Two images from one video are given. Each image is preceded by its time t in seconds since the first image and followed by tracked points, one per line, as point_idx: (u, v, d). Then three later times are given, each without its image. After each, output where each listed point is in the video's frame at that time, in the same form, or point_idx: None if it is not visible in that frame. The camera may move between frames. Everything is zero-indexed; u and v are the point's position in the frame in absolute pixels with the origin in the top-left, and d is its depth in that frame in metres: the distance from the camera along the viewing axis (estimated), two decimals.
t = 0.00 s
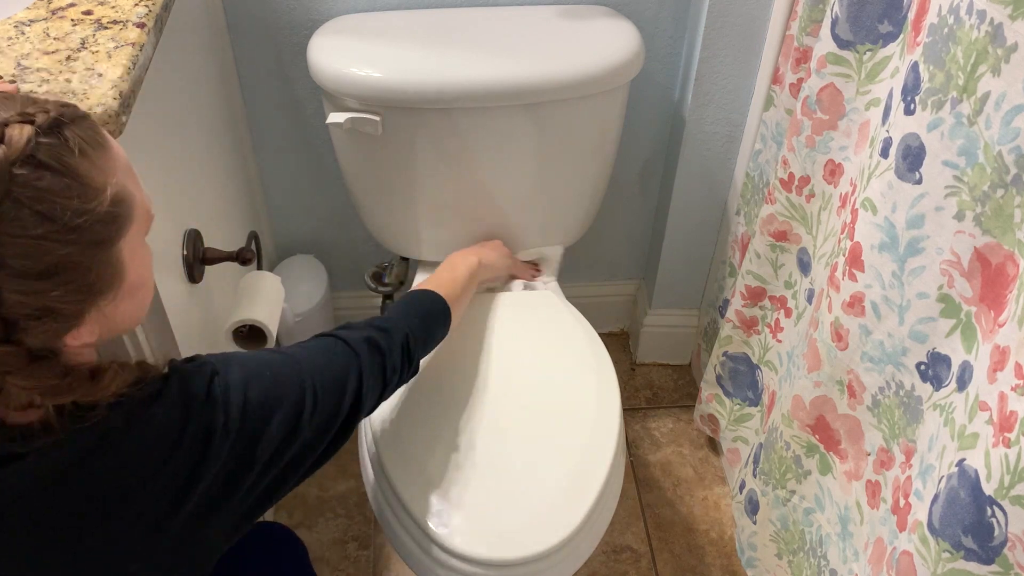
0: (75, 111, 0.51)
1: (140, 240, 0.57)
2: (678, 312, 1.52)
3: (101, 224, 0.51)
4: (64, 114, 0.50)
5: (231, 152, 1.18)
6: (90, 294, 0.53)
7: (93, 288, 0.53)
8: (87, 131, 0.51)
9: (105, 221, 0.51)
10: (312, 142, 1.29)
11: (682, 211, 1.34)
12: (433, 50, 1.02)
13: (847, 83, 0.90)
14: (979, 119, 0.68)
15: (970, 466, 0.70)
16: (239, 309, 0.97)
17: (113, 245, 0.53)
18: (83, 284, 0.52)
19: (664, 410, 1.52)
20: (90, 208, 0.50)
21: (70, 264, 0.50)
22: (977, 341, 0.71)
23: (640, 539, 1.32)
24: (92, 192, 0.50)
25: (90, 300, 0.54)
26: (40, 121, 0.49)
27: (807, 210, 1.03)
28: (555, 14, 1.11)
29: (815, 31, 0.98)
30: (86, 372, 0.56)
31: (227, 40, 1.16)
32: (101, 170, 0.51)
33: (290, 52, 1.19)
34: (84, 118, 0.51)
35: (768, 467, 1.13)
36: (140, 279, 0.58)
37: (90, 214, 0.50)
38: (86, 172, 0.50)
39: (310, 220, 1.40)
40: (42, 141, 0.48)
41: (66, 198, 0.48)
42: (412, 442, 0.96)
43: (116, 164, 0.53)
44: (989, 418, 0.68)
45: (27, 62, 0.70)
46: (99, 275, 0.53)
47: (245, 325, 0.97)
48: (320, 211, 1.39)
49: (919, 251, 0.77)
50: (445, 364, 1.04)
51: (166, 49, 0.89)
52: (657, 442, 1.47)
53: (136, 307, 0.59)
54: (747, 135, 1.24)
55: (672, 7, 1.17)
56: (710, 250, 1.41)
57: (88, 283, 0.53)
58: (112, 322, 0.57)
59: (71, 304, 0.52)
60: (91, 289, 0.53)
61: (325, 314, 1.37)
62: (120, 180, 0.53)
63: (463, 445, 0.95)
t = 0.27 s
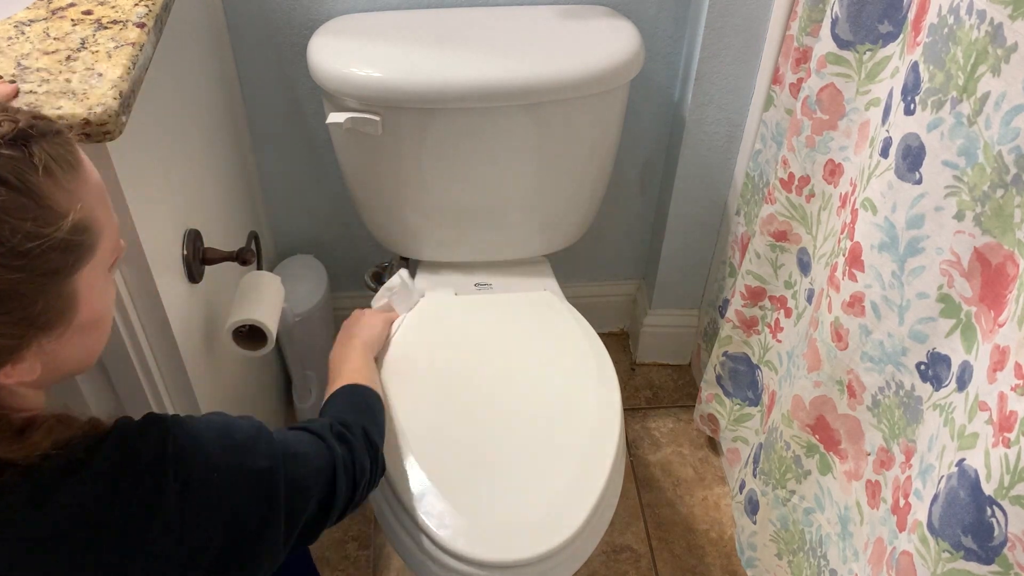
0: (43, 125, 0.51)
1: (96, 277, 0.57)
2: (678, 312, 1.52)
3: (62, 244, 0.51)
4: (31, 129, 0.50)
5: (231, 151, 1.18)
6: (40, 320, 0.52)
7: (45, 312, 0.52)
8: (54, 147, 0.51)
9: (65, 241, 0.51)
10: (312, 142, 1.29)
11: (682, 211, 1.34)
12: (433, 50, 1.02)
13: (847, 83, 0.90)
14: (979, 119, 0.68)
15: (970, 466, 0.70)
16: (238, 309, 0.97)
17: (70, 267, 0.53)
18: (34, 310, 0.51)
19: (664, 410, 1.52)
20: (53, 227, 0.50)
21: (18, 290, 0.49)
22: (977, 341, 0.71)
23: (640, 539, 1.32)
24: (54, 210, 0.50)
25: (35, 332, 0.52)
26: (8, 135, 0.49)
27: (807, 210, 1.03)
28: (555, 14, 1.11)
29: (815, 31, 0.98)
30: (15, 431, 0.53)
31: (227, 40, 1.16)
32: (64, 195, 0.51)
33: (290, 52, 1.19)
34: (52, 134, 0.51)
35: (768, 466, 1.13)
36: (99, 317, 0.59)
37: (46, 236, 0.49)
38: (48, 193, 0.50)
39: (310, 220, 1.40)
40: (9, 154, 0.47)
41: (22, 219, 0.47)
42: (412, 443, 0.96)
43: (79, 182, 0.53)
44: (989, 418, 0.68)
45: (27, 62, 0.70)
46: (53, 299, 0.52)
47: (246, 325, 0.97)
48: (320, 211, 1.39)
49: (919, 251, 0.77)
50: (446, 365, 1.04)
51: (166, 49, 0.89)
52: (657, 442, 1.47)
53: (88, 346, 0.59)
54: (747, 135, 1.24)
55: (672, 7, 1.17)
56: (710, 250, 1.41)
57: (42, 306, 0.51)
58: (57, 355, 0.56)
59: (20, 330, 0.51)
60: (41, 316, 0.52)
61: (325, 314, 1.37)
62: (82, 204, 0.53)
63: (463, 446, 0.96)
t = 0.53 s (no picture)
0: (92, 155, 0.57)
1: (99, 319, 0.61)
2: (678, 312, 1.52)
3: (68, 260, 0.55)
4: (79, 151, 0.56)
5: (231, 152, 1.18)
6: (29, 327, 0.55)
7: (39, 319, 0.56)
8: (96, 172, 0.57)
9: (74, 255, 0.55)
10: (311, 142, 1.29)
11: (682, 211, 1.34)
12: (433, 50, 1.02)
13: (847, 83, 0.90)
14: (979, 119, 0.68)
15: (970, 466, 0.70)
16: (238, 309, 0.97)
17: (75, 282, 0.57)
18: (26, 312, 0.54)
19: (665, 410, 1.52)
20: (66, 239, 0.54)
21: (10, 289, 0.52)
22: (977, 341, 0.71)
23: (640, 538, 1.32)
24: (74, 224, 0.55)
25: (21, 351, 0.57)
26: (52, 143, 0.54)
27: (807, 210, 1.03)
28: (555, 14, 1.11)
29: (815, 31, 0.98)
30: None
31: (227, 40, 1.16)
32: (85, 213, 0.55)
33: (290, 52, 1.19)
34: (97, 165, 0.57)
35: (769, 466, 1.13)
36: (96, 370, 0.64)
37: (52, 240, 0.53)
38: (69, 204, 0.54)
39: (310, 220, 1.40)
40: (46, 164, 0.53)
41: (34, 218, 0.51)
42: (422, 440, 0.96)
43: (108, 215, 0.58)
44: (989, 418, 0.68)
45: (27, 62, 0.70)
46: (48, 307, 0.56)
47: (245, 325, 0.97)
48: (319, 211, 1.39)
49: (919, 251, 0.76)
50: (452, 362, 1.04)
51: (165, 49, 0.89)
52: (657, 442, 1.47)
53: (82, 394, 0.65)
54: (746, 135, 1.24)
55: (672, 7, 1.17)
56: (710, 250, 1.41)
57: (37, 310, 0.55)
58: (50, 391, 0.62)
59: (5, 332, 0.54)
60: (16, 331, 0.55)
61: (325, 314, 1.37)
62: (102, 229, 0.58)
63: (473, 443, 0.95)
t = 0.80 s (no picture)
0: (59, 124, 0.55)
1: (107, 294, 0.60)
2: (678, 312, 1.52)
3: (58, 232, 0.52)
4: (46, 123, 0.54)
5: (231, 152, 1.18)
6: (40, 306, 0.54)
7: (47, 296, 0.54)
8: (66, 140, 0.54)
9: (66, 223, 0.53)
10: (311, 142, 1.29)
11: (682, 211, 1.34)
12: (433, 50, 1.02)
13: (847, 83, 0.90)
14: (979, 119, 0.68)
15: (970, 466, 0.70)
16: (238, 309, 0.97)
17: (75, 253, 0.54)
18: (27, 291, 0.52)
19: (665, 410, 1.52)
20: (53, 209, 0.52)
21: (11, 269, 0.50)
22: (977, 341, 0.71)
23: (640, 539, 1.32)
24: (56, 192, 0.52)
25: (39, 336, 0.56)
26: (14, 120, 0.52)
27: (807, 210, 1.03)
28: (555, 14, 1.11)
29: (815, 31, 0.98)
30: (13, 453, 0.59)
31: (227, 40, 1.16)
32: (66, 183, 0.53)
33: (290, 52, 1.19)
34: (68, 134, 0.55)
35: (769, 466, 1.13)
36: (118, 347, 0.64)
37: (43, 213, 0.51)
38: (48, 175, 0.52)
39: (310, 220, 1.40)
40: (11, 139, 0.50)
41: (18, 193, 0.49)
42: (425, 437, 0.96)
43: (91, 181, 0.56)
44: (989, 418, 0.68)
45: (27, 62, 0.70)
46: (51, 283, 0.54)
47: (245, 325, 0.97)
48: (319, 211, 1.39)
49: (919, 251, 0.76)
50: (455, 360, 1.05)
51: (166, 49, 0.89)
52: (657, 442, 1.47)
53: (103, 376, 0.64)
54: (747, 135, 1.24)
55: (672, 7, 1.17)
56: (710, 250, 1.41)
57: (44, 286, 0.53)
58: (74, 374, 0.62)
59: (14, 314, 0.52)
60: (36, 310, 0.54)
61: (325, 314, 1.37)
62: (91, 200, 0.55)
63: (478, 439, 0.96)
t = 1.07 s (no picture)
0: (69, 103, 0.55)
1: (133, 249, 0.59)
2: (678, 312, 1.52)
3: (94, 202, 0.52)
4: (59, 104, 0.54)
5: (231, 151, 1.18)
6: (88, 264, 0.53)
7: (90, 253, 0.53)
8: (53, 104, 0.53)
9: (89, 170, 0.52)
10: (312, 142, 1.29)
11: (682, 211, 1.34)
12: (432, 51, 1.02)
13: (847, 83, 0.91)
14: (979, 119, 0.68)
15: (970, 466, 0.70)
16: (238, 310, 0.97)
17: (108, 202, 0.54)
18: (77, 259, 0.52)
19: (664, 410, 1.52)
20: (75, 162, 0.51)
21: (60, 236, 0.50)
22: (977, 341, 0.71)
23: (639, 539, 1.32)
24: (74, 144, 0.52)
25: (85, 300, 0.54)
26: (34, 100, 0.52)
27: (807, 210, 1.03)
28: (555, 14, 1.11)
29: (815, 31, 0.98)
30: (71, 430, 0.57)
31: (227, 41, 1.16)
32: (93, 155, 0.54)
33: (290, 52, 1.19)
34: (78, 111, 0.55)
35: (768, 466, 1.13)
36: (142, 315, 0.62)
37: (80, 181, 0.51)
38: (78, 147, 0.52)
39: (310, 221, 1.40)
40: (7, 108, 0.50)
41: (55, 163, 0.50)
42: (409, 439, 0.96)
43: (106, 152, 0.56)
44: (989, 418, 0.68)
45: (27, 62, 0.70)
46: (92, 240, 0.53)
47: (246, 325, 0.97)
48: (320, 211, 1.39)
49: (918, 251, 0.77)
50: (441, 364, 1.05)
51: (166, 49, 0.89)
52: (657, 442, 1.47)
53: (131, 350, 0.62)
54: (746, 135, 1.24)
55: (672, 7, 1.17)
56: (710, 250, 1.41)
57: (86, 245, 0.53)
58: (112, 346, 0.59)
59: (69, 276, 0.52)
60: (89, 281, 0.54)
61: (325, 314, 1.37)
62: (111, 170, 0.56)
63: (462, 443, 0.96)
